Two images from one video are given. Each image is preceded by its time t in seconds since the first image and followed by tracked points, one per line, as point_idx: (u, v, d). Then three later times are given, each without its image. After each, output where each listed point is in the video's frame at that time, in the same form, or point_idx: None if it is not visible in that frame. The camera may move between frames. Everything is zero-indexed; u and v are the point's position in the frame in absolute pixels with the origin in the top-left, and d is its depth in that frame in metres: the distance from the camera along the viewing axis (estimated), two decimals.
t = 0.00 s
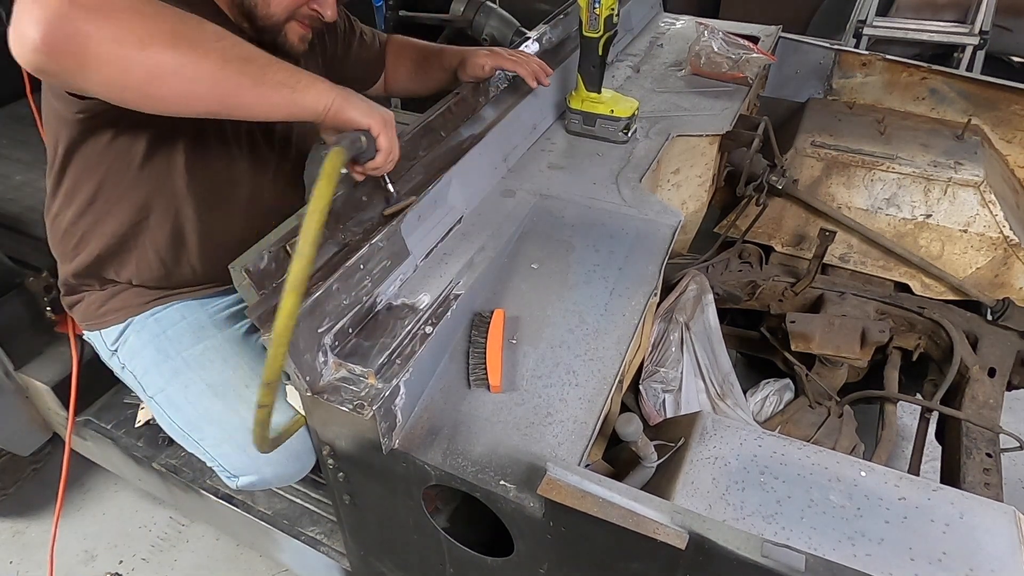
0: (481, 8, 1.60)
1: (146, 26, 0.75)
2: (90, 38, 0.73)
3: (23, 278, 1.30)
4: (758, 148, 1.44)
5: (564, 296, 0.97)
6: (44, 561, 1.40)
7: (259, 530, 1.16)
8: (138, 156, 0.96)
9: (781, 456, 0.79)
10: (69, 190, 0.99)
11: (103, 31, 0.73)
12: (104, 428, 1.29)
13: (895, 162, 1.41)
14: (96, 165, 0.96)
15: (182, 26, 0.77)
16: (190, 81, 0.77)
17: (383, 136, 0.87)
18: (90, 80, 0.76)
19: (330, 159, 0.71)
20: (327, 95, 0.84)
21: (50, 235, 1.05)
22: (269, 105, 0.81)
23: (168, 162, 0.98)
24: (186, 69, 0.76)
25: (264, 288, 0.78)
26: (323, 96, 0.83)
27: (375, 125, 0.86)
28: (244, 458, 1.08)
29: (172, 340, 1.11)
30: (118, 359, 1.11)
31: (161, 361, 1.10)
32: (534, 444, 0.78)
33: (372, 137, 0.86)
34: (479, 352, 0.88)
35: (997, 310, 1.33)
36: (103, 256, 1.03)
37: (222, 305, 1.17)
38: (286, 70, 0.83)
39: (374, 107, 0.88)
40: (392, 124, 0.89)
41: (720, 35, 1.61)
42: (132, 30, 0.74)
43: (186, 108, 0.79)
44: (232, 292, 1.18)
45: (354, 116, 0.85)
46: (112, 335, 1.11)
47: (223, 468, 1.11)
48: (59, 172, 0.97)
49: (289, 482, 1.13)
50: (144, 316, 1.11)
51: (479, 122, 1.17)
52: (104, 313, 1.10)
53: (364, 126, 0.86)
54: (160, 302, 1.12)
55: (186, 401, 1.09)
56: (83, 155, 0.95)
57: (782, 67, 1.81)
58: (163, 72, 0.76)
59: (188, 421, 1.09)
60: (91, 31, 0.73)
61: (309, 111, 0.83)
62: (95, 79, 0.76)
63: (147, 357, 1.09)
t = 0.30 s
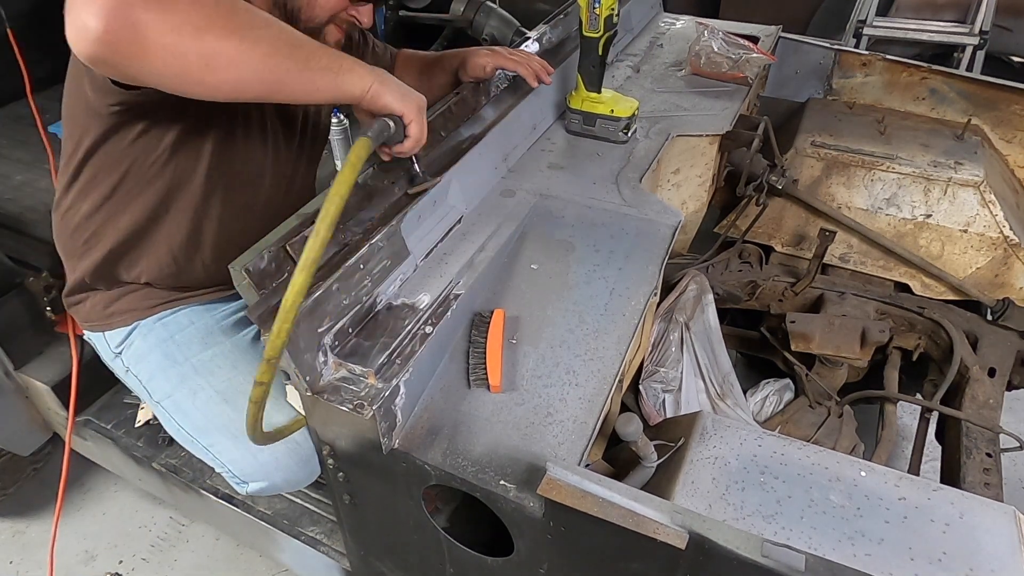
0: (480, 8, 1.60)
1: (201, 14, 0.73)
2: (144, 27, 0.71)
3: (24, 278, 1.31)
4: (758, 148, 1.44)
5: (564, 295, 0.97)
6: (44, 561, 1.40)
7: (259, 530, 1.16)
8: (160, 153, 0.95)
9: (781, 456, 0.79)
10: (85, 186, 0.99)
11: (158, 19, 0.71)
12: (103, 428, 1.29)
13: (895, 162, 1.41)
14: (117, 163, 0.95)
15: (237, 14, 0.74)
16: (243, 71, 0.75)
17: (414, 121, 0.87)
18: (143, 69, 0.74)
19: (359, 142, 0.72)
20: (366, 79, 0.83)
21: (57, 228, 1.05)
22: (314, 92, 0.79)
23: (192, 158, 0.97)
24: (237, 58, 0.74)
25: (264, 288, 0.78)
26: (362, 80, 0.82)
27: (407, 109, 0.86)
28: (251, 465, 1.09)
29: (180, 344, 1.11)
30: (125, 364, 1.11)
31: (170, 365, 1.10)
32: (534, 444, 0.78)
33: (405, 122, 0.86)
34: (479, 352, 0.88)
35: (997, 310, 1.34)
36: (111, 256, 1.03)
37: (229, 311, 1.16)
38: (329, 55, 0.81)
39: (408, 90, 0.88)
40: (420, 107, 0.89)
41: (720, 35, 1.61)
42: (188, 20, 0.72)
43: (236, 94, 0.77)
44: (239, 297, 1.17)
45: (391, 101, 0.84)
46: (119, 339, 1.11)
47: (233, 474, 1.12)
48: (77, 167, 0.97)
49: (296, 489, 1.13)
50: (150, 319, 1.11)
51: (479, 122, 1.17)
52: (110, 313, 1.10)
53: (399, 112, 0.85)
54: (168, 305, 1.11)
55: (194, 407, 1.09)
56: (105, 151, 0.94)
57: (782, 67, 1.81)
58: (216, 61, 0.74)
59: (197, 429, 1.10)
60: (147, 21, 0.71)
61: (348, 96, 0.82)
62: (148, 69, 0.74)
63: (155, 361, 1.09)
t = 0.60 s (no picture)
0: (481, 8, 1.60)
1: (248, 23, 0.76)
2: (201, 40, 0.74)
3: (24, 278, 1.32)
4: (758, 148, 1.44)
5: (564, 295, 0.97)
6: (44, 562, 1.40)
7: (259, 530, 1.16)
8: (162, 145, 0.95)
9: (781, 456, 0.79)
10: (92, 181, 1.00)
11: (211, 30, 0.74)
12: (104, 428, 1.29)
13: (895, 162, 1.41)
14: (122, 155, 0.96)
15: (276, 22, 0.77)
16: (283, 74, 0.78)
17: (436, 103, 0.90)
18: (199, 78, 0.77)
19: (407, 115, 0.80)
20: (386, 70, 0.85)
21: (62, 223, 1.06)
22: (347, 88, 0.83)
23: (197, 148, 0.97)
24: (277, 63, 0.77)
25: (264, 287, 0.78)
26: (383, 71, 0.85)
27: (429, 94, 0.89)
28: (254, 463, 1.08)
29: (183, 341, 1.10)
30: (127, 359, 1.10)
31: (173, 360, 1.09)
32: (534, 444, 0.78)
33: (428, 105, 0.89)
34: (479, 352, 0.88)
35: (997, 310, 1.33)
36: (117, 250, 1.04)
37: (232, 309, 1.16)
38: (355, 51, 0.84)
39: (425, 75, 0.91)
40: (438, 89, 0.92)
41: (720, 35, 1.61)
42: (236, 29, 0.75)
43: (277, 97, 0.80)
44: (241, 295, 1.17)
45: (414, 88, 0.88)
46: (121, 335, 1.10)
47: (231, 472, 1.10)
48: (84, 161, 0.98)
49: (294, 488, 1.13)
50: (153, 315, 1.11)
51: (479, 122, 1.17)
52: (114, 310, 1.10)
53: (422, 97, 0.88)
54: (171, 301, 1.11)
55: (198, 401, 1.09)
56: (112, 144, 0.95)
57: (782, 67, 1.81)
58: (260, 66, 0.77)
59: (198, 426, 1.09)
60: (204, 32, 0.74)
61: (373, 88, 0.85)
62: (204, 78, 0.77)
63: (157, 356, 1.09)
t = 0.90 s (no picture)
0: (480, 8, 1.60)
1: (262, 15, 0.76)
2: (219, 34, 0.74)
3: (23, 278, 1.32)
4: (758, 148, 1.44)
5: (564, 295, 0.97)
6: (44, 562, 1.40)
7: (259, 530, 1.16)
8: (161, 141, 0.95)
9: (782, 456, 0.79)
10: (91, 179, 0.99)
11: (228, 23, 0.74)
12: (103, 428, 1.29)
13: (895, 162, 1.41)
14: (121, 154, 0.96)
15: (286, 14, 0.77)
16: (294, 66, 0.78)
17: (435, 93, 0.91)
18: (214, 72, 0.76)
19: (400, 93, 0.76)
20: (387, 59, 0.87)
21: (62, 222, 1.06)
22: (351, 78, 0.83)
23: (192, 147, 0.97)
24: (289, 55, 0.77)
25: (264, 287, 0.78)
26: (383, 60, 0.86)
27: (428, 83, 0.90)
28: (248, 455, 1.06)
29: (179, 336, 1.11)
30: (125, 355, 1.10)
31: (170, 355, 1.09)
32: (534, 444, 0.78)
33: (427, 95, 0.90)
34: (479, 352, 0.88)
35: (997, 310, 1.33)
36: (117, 249, 1.04)
37: (230, 305, 1.16)
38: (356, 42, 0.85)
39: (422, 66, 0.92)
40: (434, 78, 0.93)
41: (720, 35, 1.61)
42: (251, 22, 0.75)
43: (285, 89, 0.80)
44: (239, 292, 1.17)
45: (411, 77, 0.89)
46: (120, 331, 1.11)
47: (227, 467, 1.08)
48: (82, 159, 0.98)
49: (290, 484, 1.11)
50: (150, 311, 1.11)
51: (478, 122, 1.17)
52: (114, 306, 1.10)
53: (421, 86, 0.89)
54: (169, 297, 1.12)
55: (194, 395, 1.08)
56: (110, 142, 0.95)
57: (782, 67, 1.81)
58: (274, 59, 0.77)
59: (193, 420, 1.08)
60: (221, 26, 0.73)
61: (373, 78, 0.86)
62: (219, 71, 0.76)
63: (155, 351, 1.09)
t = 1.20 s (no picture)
0: (480, 8, 1.60)
1: (204, 33, 0.79)
2: (166, 54, 0.78)
3: (23, 278, 1.32)
4: (758, 148, 1.44)
5: (564, 295, 0.97)
6: (44, 562, 1.40)
7: (259, 530, 1.16)
8: (148, 145, 0.97)
9: (782, 456, 0.79)
10: (85, 177, 1.02)
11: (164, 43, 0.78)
12: (103, 428, 1.29)
13: (895, 162, 1.41)
14: (113, 156, 0.98)
15: (235, 30, 0.81)
16: (241, 81, 0.81)
17: (408, 107, 0.90)
18: (158, 87, 0.81)
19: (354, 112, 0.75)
20: (358, 76, 0.86)
21: (59, 216, 1.08)
22: (312, 94, 0.84)
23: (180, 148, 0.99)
24: (236, 69, 0.80)
25: (264, 287, 0.78)
26: (353, 75, 0.86)
27: (399, 97, 0.89)
28: (222, 439, 1.08)
29: (161, 319, 1.10)
30: (109, 337, 1.11)
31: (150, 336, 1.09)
32: (534, 444, 0.78)
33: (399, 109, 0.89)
34: (479, 352, 0.88)
35: (997, 310, 1.33)
36: (110, 245, 1.05)
37: (218, 291, 1.16)
38: (322, 58, 0.86)
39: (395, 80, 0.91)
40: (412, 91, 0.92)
41: (720, 35, 1.61)
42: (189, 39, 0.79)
43: (237, 105, 0.83)
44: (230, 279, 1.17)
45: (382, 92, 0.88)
46: (107, 317, 1.12)
47: (203, 449, 1.10)
48: (76, 157, 1.00)
49: (265, 468, 1.13)
50: (139, 297, 1.11)
51: (478, 122, 1.17)
52: (104, 293, 1.11)
53: (391, 99, 0.89)
54: (157, 284, 1.12)
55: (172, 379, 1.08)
56: (100, 144, 0.97)
57: (782, 67, 1.81)
58: (219, 75, 0.80)
59: (170, 401, 1.09)
60: (157, 41, 0.78)
61: (342, 94, 0.86)
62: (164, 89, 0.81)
63: (137, 335, 1.09)
